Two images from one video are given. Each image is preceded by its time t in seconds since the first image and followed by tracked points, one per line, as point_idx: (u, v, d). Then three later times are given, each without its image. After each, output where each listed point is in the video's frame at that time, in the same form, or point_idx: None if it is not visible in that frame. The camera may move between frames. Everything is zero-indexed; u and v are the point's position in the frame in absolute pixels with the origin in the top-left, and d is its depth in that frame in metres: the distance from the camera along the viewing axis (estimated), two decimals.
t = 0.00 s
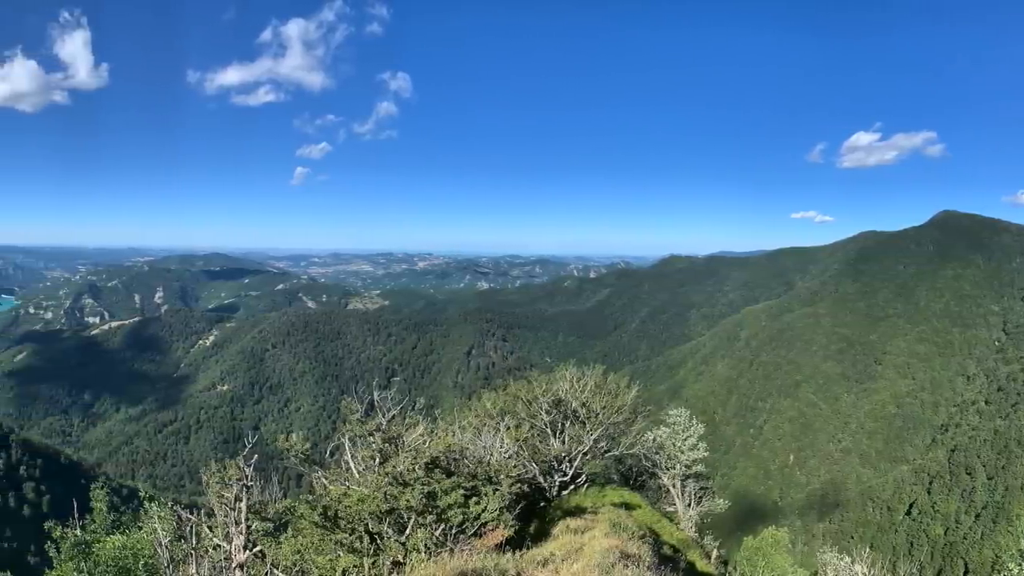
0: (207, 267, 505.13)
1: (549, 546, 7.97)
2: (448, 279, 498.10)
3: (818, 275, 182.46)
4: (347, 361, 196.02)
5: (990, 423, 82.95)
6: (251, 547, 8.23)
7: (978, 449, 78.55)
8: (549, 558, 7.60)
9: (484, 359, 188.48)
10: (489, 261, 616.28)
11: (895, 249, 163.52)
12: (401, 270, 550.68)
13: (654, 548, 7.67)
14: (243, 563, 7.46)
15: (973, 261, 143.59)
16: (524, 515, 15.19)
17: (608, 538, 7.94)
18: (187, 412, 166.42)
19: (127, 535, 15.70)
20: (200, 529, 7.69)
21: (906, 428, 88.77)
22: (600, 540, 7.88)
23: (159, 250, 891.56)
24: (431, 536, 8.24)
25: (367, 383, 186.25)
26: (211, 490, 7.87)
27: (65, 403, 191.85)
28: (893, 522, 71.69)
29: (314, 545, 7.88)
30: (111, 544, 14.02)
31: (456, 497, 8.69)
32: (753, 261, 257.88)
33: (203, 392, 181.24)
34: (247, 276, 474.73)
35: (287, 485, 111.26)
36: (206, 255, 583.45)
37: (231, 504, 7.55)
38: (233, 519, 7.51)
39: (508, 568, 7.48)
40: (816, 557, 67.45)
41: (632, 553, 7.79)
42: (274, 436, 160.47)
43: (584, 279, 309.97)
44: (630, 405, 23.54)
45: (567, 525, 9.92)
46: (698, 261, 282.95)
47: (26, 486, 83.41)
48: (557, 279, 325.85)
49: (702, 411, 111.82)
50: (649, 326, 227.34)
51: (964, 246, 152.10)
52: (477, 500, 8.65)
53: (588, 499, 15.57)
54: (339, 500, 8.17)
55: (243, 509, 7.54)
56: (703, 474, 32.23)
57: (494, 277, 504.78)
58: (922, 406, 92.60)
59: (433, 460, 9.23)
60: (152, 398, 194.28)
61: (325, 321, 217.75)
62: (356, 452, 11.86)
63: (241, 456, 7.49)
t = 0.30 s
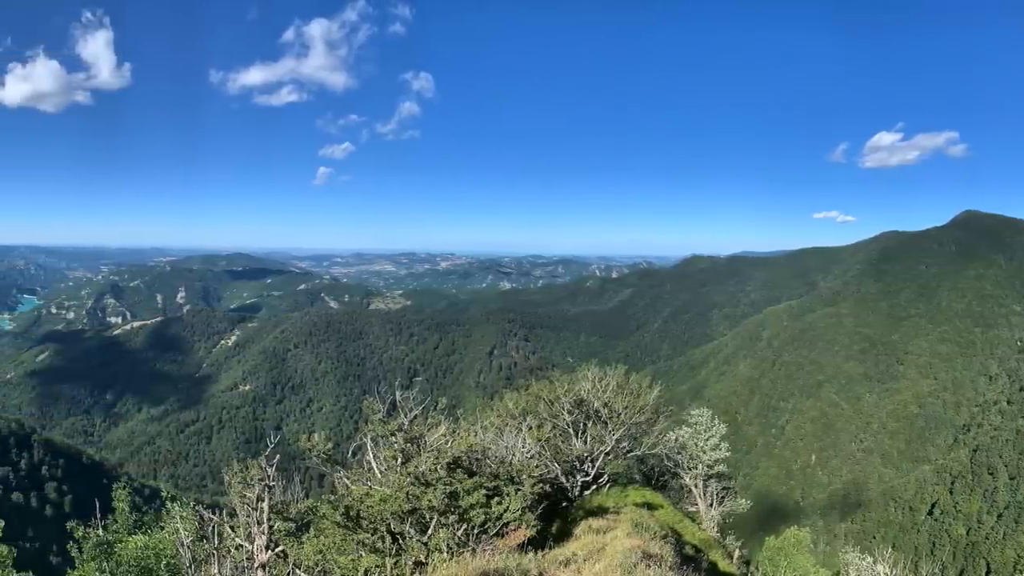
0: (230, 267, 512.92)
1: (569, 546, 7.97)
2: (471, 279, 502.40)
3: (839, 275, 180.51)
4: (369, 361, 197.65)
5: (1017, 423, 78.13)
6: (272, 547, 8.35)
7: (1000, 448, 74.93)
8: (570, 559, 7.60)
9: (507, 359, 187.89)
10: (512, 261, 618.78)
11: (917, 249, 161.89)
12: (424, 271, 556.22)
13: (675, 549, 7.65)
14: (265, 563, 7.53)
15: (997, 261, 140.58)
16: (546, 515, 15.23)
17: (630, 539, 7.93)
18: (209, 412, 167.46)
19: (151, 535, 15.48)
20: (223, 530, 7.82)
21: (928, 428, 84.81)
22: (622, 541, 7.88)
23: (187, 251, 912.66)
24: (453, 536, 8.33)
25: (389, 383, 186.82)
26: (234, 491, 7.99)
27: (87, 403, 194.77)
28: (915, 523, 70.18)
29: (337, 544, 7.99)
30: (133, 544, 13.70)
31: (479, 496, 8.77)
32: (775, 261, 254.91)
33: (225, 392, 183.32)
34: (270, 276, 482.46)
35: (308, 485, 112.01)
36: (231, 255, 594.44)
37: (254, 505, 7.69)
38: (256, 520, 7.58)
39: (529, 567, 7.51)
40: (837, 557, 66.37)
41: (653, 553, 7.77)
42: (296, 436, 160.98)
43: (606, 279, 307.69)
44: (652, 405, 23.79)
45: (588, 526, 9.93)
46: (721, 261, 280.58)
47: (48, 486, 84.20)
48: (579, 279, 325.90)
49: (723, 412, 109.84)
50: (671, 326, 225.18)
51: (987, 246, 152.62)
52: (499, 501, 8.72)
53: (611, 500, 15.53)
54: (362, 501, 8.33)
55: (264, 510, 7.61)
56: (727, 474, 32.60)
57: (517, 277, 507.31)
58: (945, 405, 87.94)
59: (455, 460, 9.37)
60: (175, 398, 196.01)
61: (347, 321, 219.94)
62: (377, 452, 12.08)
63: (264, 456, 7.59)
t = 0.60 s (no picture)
0: (251, 268, 519.54)
1: (591, 545, 7.97)
2: (492, 278, 504.95)
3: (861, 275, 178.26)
4: (391, 361, 199.13)
5: None
6: (294, 547, 8.39)
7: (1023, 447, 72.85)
8: (592, 559, 7.61)
9: (529, 359, 187.19)
10: (534, 261, 619.86)
11: (940, 249, 160.35)
12: (446, 271, 560.09)
13: (699, 549, 7.64)
14: (287, 563, 7.49)
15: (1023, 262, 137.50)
16: (568, 515, 15.26)
17: (651, 538, 7.94)
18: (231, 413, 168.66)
19: (171, 536, 15.35)
20: (244, 530, 7.85)
21: (950, 428, 83.10)
22: (644, 540, 7.87)
23: (212, 251, 932.06)
24: (475, 535, 8.43)
25: (411, 383, 187.50)
26: (257, 490, 8.07)
27: (109, 403, 196.79)
28: (937, 522, 68.15)
29: (359, 545, 8.14)
30: (154, 544, 13.81)
31: (501, 496, 8.85)
32: (798, 261, 251.87)
33: (247, 392, 185.34)
34: (291, 276, 487.64)
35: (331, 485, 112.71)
36: (254, 255, 604.51)
37: (276, 505, 7.77)
38: (278, 520, 7.57)
39: (551, 568, 7.49)
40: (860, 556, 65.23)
41: (676, 553, 7.75)
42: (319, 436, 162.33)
43: (628, 279, 303.93)
44: (674, 405, 24.07)
45: (611, 526, 9.94)
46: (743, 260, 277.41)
47: (72, 487, 84.48)
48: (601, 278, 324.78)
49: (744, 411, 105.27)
50: (693, 326, 220.88)
51: (1007, 247, 151.05)
52: (521, 501, 8.82)
53: (632, 499, 15.48)
54: (384, 501, 8.49)
55: (287, 509, 7.55)
56: (749, 475, 33.03)
57: (538, 277, 508.68)
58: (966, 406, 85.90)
59: (476, 460, 9.52)
60: (196, 398, 197.69)
61: (369, 321, 221.76)
62: (399, 452, 12.25)
63: (286, 457, 7.56)
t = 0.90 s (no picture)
0: (273, 267, 530.81)
1: (613, 545, 7.98)
2: (514, 278, 508.62)
3: (883, 276, 176.13)
4: (413, 361, 200.45)
5: None
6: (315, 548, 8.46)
7: None
8: (614, 558, 7.60)
9: (551, 359, 186.57)
10: (556, 262, 621.26)
11: (962, 249, 159.16)
12: (467, 272, 563.91)
13: (721, 549, 7.66)
14: (308, 563, 7.50)
15: None
16: (591, 515, 15.30)
17: (674, 539, 7.93)
18: (254, 412, 170.74)
19: (194, 536, 15.22)
20: (266, 531, 7.95)
21: (973, 428, 79.94)
22: (666, 540, 7.89)
23: (234, 251, 949.62)
24: (497, 535, 8.64)
25: (433, 383, 189.05)
26: (277, 491, 8.14)
27: (130, 403, 197.73)
28: (960, 522, 65.31)
29: (382, 545, 8.43)
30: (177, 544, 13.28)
31: (522, 496, 9.04)
32: (820, 260, 249.04)
33: (269, 392, 187.52)
34: (313, 276, 492.28)
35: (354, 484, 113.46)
36: (275, 255, 613.06)
37: (296, 507, 7.76)
38: (300, 519, 7.56)
39: (572, 568, 7.48)
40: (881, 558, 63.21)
41: (698, 553, 7.76)
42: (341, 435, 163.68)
43: (651, 279, 300.64)
44: (695, 405, 24.26)
45: (633, 525, 9.98)
46: (765, 261, 274.94)
47: (95, 486, 85.03)
48: (623, 278, 324.19)
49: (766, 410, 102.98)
50: (716, 326, 216.18)
51: None
52: (542, 501, 8.97)
53: (654, 499, 15.43)
54: (405, 501, 8.77)
55: (309, 509, 7.56)
56: (769, 475, 33.37)
57: (560, 277, 510.36)
58: (989, 406, 82.52)
59: (498, 460, 9.70)
60: (217, 398, 198.53)
61: (391, 321, 223.42)
62: (420, 451, 12.48)
63: (307, 456, 7.56)
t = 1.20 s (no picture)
0: (295, 267, 540.34)
1: (636, 546, 8.00)
2: (536, 278, 512.07)
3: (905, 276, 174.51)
4: (435, 361, 201.15)
5: None
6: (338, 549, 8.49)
7: None
8: (636, 558, 7.60)
9: (573, 359, 185.78)
10: (578, 262, 622.60)
11: (985, 249, 158.57)
12: (489, 271, 568.15)
13: (743, 549, 7.64)
14: (330, 564, 7.50)
15: None
16: (613, 515, 15.40)
17: (696, 539, 7.94)
18: (276, 412, 172.63)
19: (215, 537, 15.19)
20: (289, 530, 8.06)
21: (996, 428, 77.69)
22: (689, 540, 7.88)
23: (255, 250, 966.26)
24: (520, 535, 8.98)
25: (456, 383, 190.33)
26: (301, 492, 8.40)
27: (153, 403, 199.41)
28: (983, 522, 62.90)
29: (404, 544, 8.81)
30: (199, 544, 13.58)
31: (546, 496, 9.34)
32: (843, 260, 247.14)
33: (291, 392, 189.42)
34: (335, 276, 495.08)
35: (375, 484, 114.05)
36: (297, 255, 620.54)
37: (320, 505, 8.00)
38: (322, 519, 7.56)
39: (595, 568, 7.46)
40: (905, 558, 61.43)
41: (720, 553, 7.77)
42: (363, 435, 164.90)
43: (673, 279, 297.93)
44: (718, 405, 24.39)
45: (655, 525, 10.12)
46: (787, 261, 273.06)
47: (117, 486, 85.65)
48: (645, 278, 323.99)
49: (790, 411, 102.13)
50: (738, 326, 213.64)
51: None
52: (564, 501, 9.29)
53: (676, 500, 15.41)
54: (427, 501, 9.14)
55: (330, 509, 7.57)
56: (792, 475, 33.57)
57: (582, 277, 511.89)
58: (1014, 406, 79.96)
59: (520, 460, 10.07)
60: (240, 398, 199.56)
61: (413, 321, 224.58)
62: (443, 451, 12.75)
63: (330, 456, 7.59)
